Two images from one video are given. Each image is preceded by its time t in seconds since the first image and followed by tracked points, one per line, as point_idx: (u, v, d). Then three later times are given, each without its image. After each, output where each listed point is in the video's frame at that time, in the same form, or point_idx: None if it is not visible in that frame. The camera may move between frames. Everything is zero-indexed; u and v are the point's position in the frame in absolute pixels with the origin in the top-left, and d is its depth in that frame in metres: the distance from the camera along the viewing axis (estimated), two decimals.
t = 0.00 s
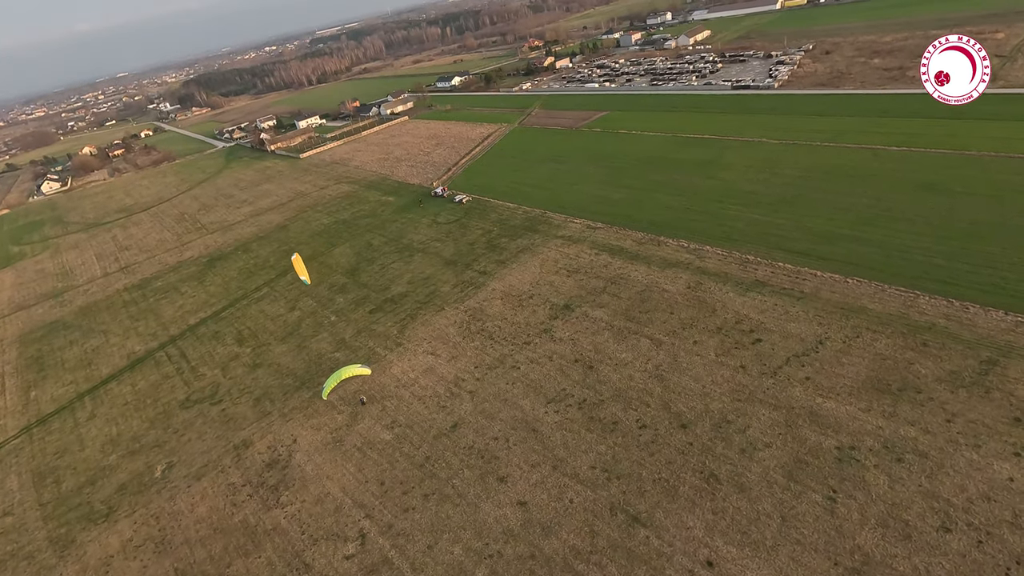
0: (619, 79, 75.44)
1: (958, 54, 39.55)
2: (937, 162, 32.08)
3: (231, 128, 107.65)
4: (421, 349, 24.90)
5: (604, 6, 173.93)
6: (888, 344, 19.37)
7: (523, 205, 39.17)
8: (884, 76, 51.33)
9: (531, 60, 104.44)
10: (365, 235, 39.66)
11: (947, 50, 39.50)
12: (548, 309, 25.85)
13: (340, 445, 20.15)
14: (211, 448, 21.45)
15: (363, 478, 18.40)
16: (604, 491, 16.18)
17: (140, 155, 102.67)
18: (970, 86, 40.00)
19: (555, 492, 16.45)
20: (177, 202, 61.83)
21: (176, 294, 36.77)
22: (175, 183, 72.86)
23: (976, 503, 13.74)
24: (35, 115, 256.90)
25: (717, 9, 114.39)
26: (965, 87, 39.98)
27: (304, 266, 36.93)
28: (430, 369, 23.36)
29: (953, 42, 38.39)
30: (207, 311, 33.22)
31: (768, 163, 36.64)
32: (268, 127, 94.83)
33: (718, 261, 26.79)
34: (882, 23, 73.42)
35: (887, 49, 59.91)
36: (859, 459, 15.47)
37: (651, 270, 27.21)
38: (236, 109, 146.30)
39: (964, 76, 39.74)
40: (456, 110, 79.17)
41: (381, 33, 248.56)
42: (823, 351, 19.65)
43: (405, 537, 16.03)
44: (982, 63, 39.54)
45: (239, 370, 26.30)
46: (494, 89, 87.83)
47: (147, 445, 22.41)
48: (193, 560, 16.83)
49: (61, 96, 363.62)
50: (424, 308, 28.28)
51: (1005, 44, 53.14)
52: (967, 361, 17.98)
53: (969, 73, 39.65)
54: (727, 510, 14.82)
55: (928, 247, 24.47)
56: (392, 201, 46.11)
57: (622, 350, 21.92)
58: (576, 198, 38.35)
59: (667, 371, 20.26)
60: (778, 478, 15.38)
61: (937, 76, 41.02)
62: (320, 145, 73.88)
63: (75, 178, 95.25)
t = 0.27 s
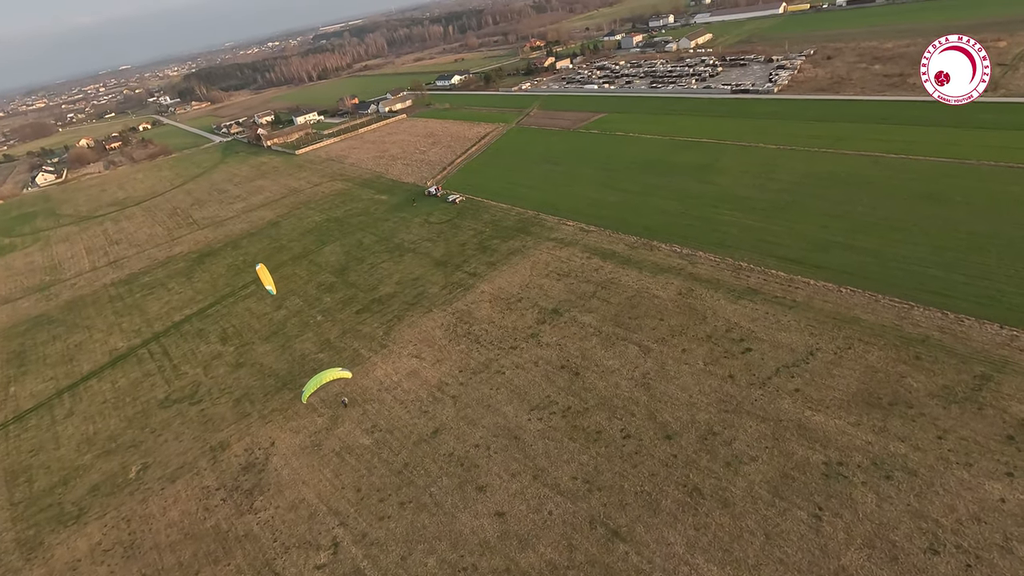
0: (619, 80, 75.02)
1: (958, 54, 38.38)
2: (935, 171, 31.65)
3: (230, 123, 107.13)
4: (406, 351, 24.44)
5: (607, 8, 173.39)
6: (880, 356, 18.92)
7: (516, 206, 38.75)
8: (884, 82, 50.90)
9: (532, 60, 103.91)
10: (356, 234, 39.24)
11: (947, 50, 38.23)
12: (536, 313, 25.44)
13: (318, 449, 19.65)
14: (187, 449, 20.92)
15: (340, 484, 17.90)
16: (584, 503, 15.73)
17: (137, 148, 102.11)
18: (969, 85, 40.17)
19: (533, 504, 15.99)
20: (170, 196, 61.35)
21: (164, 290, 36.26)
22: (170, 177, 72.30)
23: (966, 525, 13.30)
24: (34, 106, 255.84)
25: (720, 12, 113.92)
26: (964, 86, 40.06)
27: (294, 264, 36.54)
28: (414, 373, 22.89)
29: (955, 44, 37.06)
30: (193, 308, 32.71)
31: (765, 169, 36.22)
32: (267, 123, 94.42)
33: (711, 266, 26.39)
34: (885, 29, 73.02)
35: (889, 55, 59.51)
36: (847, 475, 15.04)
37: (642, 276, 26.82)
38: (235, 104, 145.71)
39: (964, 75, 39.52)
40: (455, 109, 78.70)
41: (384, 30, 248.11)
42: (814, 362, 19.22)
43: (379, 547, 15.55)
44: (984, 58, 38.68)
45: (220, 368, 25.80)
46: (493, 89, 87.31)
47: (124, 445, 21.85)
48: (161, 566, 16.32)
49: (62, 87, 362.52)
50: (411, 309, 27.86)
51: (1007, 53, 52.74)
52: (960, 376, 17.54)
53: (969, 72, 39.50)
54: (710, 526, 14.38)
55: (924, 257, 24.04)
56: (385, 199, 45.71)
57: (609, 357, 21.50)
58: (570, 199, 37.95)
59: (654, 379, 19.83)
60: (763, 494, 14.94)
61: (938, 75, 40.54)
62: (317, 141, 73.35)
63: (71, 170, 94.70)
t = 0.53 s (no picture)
0: (619, 82, 74.65)
1: (957, 54, 41.72)
2: (934, 180, 31.18)
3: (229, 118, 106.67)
4: (391, 353, 23.95)
5: (611, 10, 173.01)
6: (873, 370, 18.46)
7: (510, 207, 38.29)
8: (886, 89, 50.46)
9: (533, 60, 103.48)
10: (348, 232, 38.82)
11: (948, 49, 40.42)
12: (525, 317, 25.03)
13: (295, 453, 19.07)
14: (163, 449, 20.29)
15: (315, 490, 17.33)
16: (564, 517, 15.22)
17: (134, 142, 101.58)
18: (968, 84, 42.47)
19: (512, 515, 15.47)
20: (164, 191, 60.84)
21: (151, 286, 35.71)
22: (165, 170, 71.76)
23: (956, 548, 12.83)
24: (35, 97, 255.08)
25: (723, 16, 113.58)
26: (963, 84, 42.37)
27: (283, 262, 36.08)
28: (398, 376, 22.37)
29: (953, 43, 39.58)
30: (179, 305, 32.15)
31: (762, 174, 35.77)
32: (265, 119, 94.00)
33: (703, 273, 25.97)
34: (887, 36, 72.67)
35: (890, 62, 59.11)
36: (835, 493, 14.57)
37: (634, 281, 26.40)
38: (235, 99, 145.22)
39: (963, 76, 42.19)
40: (454, 108, 78.27)
41: (387, 28, 247.93)
42: (805, 374, 18.75)
43: (352, 557, 15.00)
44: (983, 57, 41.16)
45: (202, 367, 25.25)
46: (493, 89, 86.82)
47: (100, 444, 21.15)
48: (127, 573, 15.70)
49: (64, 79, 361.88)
50: (399, 310, 27.43)
51: (1010, 62, 52.35)
52: (955, 392, 17.08)
53: (967, 73, 42.05)
54: (692, 544, 13.91)
55: (920, 268, 23.58)
56: (379, 198, 45.30)
57: (597, 364, 21.04)
58: (564, 201, 37.52)
59: (641, 389, 19.36)
60: (748, 511, 14.47)
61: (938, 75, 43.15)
62: (314, 138, 72.82)
63: (67, 162, 94.16)
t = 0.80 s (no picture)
0: (621, 84, 74.14)
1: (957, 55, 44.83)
2: (936, 188, 30.64)
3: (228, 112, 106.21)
4: (376, 355, 23.44)
5: (615, 11, 172.42)
6: (867, 383, 17.94)
7: (505, 208, 37.79)
8: (889, 95, 49.92)
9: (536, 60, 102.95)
10: (340, 230, 38.36)
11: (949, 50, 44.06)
12: (514, 321, 24.55)
13: (273, 456, 18.43)
14: (139, 449, 19.57)
15: (291, 495, 16.66)
16: (544, 530, 14.68)
17: (133, 134, 101.09)
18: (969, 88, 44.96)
19: (491, 527, 14.91)
20: (159, 184, 60.33)
21: (139, 281, 35.16)
22: (162, 164, 71.25)
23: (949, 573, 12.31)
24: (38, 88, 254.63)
25: (727, 19, 113.02)
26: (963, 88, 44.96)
27: (273, 258, 35.60)
28: (382, 378, 21.85)
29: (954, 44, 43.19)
30: (166, 300, 31.63)
31: (761, 179, 35.25)
32: (264, 114, 93.57)
33: (698, 279, 25.50)
34: (892, 41, 72.12)
35: (894, 68, 58.57)
36: (824, 512, 14.05)
37: (626, 286, 25.97)
38: (236, 93, 144.78)
39: (964, 77, 45.33)
40: (454, 106, 77.76)
41: (391, 24, 247.60)
42: (798, 386, 18.24)
43: (325, 568, 14.34)
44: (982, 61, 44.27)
45: (184, 365, 24.66)
46: (494, 87, 86.29)
47: (74, 442, 20.42)
48: None
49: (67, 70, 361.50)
50: (387, 311, 26.98)
51: (1015, 70, 51.79)
52: (951, 408, 16.55)
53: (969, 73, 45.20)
54: (675, 562, 13.41)
55: (919, 278, 23.06)
56: (373, 195, 44.83)
57: (585, 371, 20.54)
58: (560, 203, 37.01)
59: (629, 397, 18.89)
60: (734, 529, 13.95)
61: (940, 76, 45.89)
62: (312, 134, 72.28)
63: (65, 153, 93.69)
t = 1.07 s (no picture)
0: (630, 83, 73.30)
1: (957, 53, 41.41)
2: (948, 198, 29.78)
3: (237, 102, 106.14)
4: (367, 354, 22.97)
5: (628, 10, 170.87)
6: (870, 399, 17.27)
7: (506, 206, 37.25)
8: (903, 101, 48.89)
9: (546, 57, 102.19)
10: (339, 224, 37.94)
11: (947, 47, 40.72)
12: (509, 322, 24.01)
13: (255, 454, 17.89)
14: (121, 443, 19.02)
15: (270, 496, 16.10)
16: (527, 543, 14.13)
17: (140, 122, 101.17)
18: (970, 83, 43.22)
19: (473, 538, 14.34)
20: (163, 173, 60.13)
21: (135, 270, 34.83)
22: (167, 152, 71.11)
23: None
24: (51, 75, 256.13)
25: (740, 20, 111.71)
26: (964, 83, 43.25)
27: (270, 251, 35.23)
28: (371, 378, 21.36)
29: (952, 42, 39.72)
30: (160, 291, 31.29)
31: (768, 183, 34.49)
32: (272, 105, 93.37)
33: (699, 285, 24.86)
34: (908, 46, 70.86)
35: (909, 73, 57.46)
36: (819, 534, 13.45)
37: (625, 290, 25.38)
38: (246, 84, 144.79)
39: (963, 74, 42.98)
40: (461, 102, 77.14)
41: (402, 18, 247.23)
42: (797, 400, 17.61)
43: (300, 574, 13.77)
44: (983, 60, 41.33)
45: (172, 357, 24.25)
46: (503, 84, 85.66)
47: (56, 432, 19.94)
48: None
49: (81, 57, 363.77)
50: (380, 308, 26.53)
51: None
52: (957, 428, 15.86)
53: (969, 70, 42.64)
54: None
55: (927, 290, 22.31)
56: (375, 189, 44.40)
57: (579, 376, 19.99)
58: (562, 202, 36.41)
59: (622, 405, 18.33)
60: (724, 549, 13.38)
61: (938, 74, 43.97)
62: (318, 126, 71.90)
63: (73, 140, 93.83)
